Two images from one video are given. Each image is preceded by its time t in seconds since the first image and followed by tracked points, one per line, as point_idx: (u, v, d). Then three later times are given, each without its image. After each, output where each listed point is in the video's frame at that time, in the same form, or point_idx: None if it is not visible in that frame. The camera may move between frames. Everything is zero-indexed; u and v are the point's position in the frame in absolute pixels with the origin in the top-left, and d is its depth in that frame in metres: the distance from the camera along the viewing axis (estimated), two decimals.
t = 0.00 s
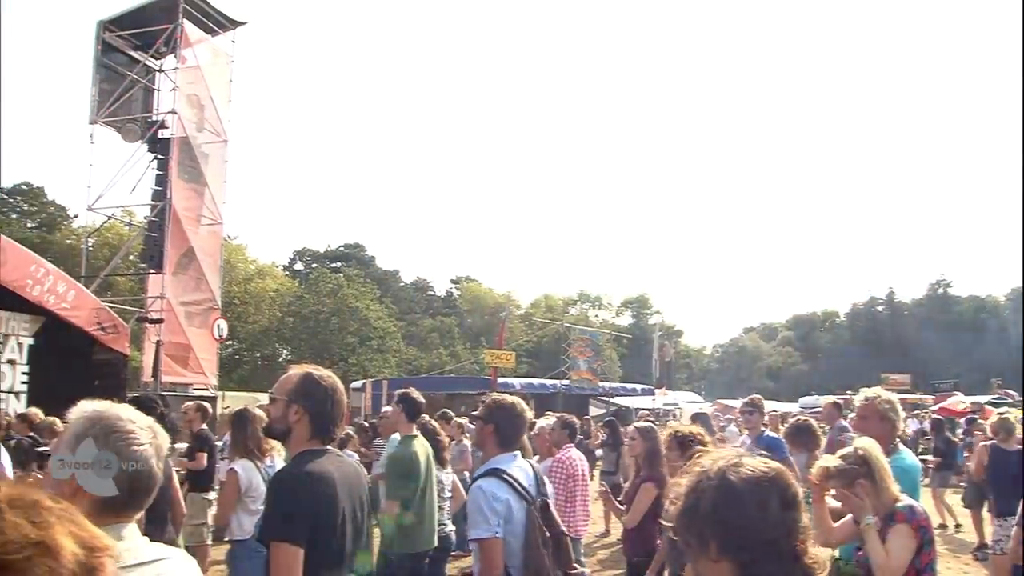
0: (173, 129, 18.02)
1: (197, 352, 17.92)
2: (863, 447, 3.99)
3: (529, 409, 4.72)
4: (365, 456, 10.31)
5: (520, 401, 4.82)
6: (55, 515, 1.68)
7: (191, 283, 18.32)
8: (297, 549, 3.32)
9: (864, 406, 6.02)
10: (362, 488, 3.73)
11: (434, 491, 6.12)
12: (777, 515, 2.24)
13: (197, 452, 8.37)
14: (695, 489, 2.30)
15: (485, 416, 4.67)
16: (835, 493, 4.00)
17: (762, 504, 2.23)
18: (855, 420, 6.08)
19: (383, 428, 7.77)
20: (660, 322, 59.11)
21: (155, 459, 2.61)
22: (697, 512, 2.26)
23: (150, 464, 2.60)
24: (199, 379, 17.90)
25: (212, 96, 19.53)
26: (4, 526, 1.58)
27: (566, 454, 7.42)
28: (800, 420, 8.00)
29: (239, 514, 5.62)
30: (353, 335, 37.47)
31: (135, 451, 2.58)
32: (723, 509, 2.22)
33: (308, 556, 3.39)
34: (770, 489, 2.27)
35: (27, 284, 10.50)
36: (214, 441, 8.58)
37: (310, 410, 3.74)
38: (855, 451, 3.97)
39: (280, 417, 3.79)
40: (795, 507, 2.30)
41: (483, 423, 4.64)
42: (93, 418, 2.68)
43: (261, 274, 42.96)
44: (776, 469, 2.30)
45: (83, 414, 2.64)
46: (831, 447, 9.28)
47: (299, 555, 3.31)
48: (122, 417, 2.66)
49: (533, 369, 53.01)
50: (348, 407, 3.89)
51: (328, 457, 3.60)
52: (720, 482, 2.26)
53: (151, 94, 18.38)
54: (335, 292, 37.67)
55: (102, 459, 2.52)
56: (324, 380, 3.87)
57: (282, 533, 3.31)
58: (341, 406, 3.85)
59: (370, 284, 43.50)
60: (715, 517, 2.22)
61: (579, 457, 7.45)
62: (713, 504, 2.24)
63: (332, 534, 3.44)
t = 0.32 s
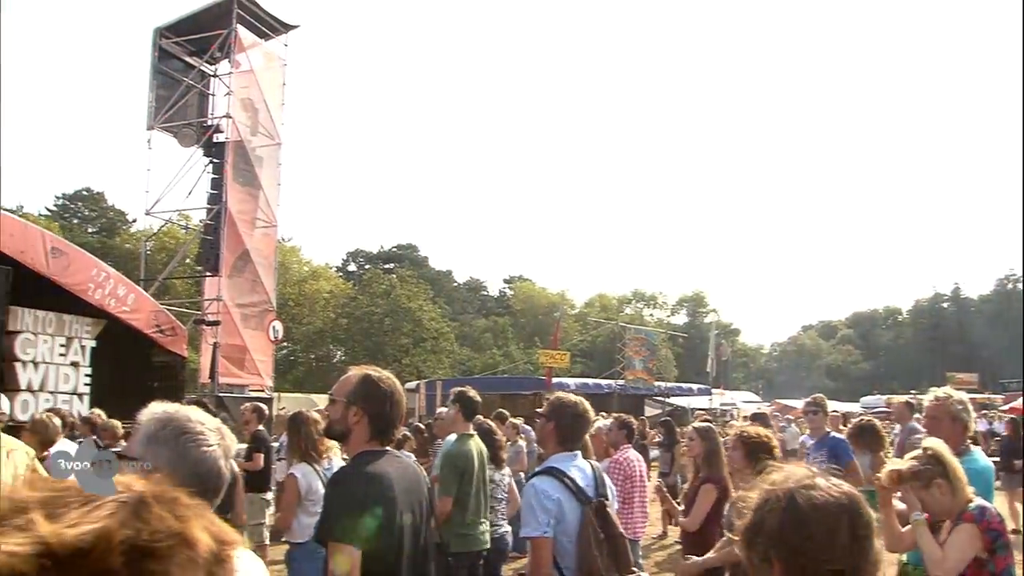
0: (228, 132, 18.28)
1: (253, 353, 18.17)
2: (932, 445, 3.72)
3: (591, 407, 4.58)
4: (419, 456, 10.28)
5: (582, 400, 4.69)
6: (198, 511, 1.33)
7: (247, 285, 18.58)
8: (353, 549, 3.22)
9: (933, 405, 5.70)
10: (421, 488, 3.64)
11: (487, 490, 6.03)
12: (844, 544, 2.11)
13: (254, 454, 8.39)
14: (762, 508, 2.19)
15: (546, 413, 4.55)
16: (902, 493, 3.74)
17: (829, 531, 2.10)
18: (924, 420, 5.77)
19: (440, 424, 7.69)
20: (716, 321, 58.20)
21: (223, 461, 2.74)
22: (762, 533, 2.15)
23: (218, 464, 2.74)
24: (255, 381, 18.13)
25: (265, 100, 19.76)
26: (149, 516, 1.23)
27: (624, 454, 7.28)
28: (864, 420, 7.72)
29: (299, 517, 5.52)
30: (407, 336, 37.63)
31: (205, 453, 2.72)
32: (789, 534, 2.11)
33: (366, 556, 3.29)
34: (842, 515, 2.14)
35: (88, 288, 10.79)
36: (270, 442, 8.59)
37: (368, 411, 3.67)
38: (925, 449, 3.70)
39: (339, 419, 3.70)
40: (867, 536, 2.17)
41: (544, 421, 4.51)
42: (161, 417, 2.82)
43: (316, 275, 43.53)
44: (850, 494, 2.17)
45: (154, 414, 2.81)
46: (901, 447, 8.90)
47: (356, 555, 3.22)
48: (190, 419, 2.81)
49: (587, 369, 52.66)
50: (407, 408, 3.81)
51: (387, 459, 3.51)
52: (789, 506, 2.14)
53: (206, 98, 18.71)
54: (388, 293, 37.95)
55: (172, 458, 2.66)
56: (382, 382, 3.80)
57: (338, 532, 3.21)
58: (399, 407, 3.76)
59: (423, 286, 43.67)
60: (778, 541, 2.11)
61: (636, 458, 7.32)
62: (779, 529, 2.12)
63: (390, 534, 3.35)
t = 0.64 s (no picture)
0: (278, 135, 18.50)
1: (305, 355, 18.34)
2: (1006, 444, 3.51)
3: (651, 406, 4.55)
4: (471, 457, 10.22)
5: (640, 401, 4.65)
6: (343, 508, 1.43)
7: (300, 287, 18.76)
8: (406, 551, 3.12)
9: (1004, 407, 5.44)
10: (476, 488, 3.53)
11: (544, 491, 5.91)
12: (896, 507, 2.19)
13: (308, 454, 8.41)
14: (818, 479, 2.31)
15: (606, 413, 4.50)
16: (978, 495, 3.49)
17: (881, 497, 2.19)
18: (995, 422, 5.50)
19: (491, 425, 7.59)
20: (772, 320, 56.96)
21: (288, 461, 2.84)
22: (820, 500, 2.26)
23: (284, 464, 2.84)
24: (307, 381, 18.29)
25: (315, 102, 19.92)
26: (310, 520, 1.32)
27: (679, 456, 7.10)
28: (925, 421, 7.42)
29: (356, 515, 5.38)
30: (457, 337, 37.61)
31: (270, 454, 2.82)
32: (842, 501, 2.21)
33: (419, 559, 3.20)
34: (895, 481, 2.22)
35: (144, 290, 10.99)
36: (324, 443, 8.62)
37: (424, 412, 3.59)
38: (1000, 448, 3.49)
39: (395, 418, 3.64)
40: (922, 502, 2.24)
41: (605, 420, 4.46)
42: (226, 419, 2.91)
43: (366, 276, 43.88)
44: (901, 461, 2.27)
45: (220, 416, 2.90)
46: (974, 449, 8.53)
47: (409, 557, 3.12)
48: (254, 420, 2.90)
49: (640, 369, 52.01)
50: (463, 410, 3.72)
51: (441, 459, 3.41)
52: (842, 475, 2.26)
53: (257, 102, 18.94)
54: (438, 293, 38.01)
55: (238, 461, 2.77)
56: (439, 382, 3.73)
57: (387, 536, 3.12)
58: (456, 410, 3.67)
59: (474, 286, 43.61)
60: (834, 505, 2.22)
61: (692, 458, 7.12)
62: (834, 496, 2.23)
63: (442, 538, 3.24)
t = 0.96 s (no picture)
0: (330, 136, 18.67)
1: (358, 355, 18.46)
2: None
3: (709, 406, 4.40)
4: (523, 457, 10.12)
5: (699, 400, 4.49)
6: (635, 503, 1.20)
7: (353, 288, 18.86)
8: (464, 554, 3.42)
9: None
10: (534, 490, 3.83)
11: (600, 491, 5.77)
12: (980, 519, 2.01)
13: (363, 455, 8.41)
14: (895, 487, 2.15)
15: (664, 415, 4.36)
16: None
17: (963, 508, 2.01)
18: None
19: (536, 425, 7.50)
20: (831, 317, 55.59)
21: (343, 462, 2.78)
22: (897, 510, 2.09)
23: (338, 464, 2.78)
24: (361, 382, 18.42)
25: (365, 102, 20.03)
26: (608, 529, 1.10)
27: (736, 457, 6.87)
28: (995, 422, 7.07)
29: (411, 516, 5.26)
30: (509, 336, 37.53)
31: (325, 453, 2.76)
32: (923, 509, 2.05)
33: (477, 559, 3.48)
34: (976, 490, 2.04)
35: (200, 293, 11.16)
36: (377, 443, 8.62)
37: (479, 413, 3.85)
38: None
39: (451, 420, 3.92)
40: (1005, 512, 2.05)
41: (663, 422, 4.32)
42: (282, 419, 2.88)
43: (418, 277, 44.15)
44: (981, 469, 2.08)
45: (274, 417, 2.86)
46: None
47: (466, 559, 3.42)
48: (309, 419, 2.84)
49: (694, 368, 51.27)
50: (519, 411, 3.99)
51: (498, 460, 3.68)
52: (922, 484, 2.08)
53: (308, 104, 19.15)
54: (490, 293, 37.98)
55: (294, 462, 2.71)
56: (494, 384, 4.00)
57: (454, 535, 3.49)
58: (511, 410, 3.93)
59: (526, 285, 43.50)
60: (916, 514, 2.05)
61: (750, 459, 6.90)
62: (914, 505, 2.06)
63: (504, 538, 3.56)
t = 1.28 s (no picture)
0: (383, 137, 18.77)
1: (414, 356, 18.52)
2: None
3: (778, 408, 4.24)
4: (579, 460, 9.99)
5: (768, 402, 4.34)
6: None
7: (408, 289, 18.91)
8: (526, 556, 3.40)
9: None
10: (595, 491, 3.76)
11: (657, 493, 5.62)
12: None
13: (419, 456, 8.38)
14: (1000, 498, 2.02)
15: (732, 415, 4.21)
16: None
17: None
18: None
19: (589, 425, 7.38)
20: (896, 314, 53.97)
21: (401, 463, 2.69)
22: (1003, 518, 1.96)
23: (397, 465, 2.69)
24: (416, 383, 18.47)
25: (419, 102, 20.07)
26: None
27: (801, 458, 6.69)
28: None
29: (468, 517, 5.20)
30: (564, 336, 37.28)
31: (384, 455, 2.67)
32: None
33: (539, 560, 3.47)
34: None
35: (257, 295, 11.26)
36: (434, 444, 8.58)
37: (541, 414, 3.75)
38: None
39: (513, 419, 3.83)
40: None
41: (731, 422, 4.17)
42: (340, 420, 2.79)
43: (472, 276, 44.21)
44: None
45: (332, 418, 2.75)
46: None
47: (529, 561, 3.40)
48: (367, 421, 2.75)
49: (753, 367, 50.30)
50: (580, 410, 3.87)
51: (559, 461, 3.65)
52: None
53: (362, 105, 19.28)
54: (544, 292, 37.79)
55: (354, 464, 2.62)
56: (556, 384, 3.88)
57: (513, 537, 3.41)
58: (573, 408, 3.82)
59: (581, 284, 43.19)
60: None
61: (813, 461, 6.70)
62: None
63: (564, 539, 3.50)
